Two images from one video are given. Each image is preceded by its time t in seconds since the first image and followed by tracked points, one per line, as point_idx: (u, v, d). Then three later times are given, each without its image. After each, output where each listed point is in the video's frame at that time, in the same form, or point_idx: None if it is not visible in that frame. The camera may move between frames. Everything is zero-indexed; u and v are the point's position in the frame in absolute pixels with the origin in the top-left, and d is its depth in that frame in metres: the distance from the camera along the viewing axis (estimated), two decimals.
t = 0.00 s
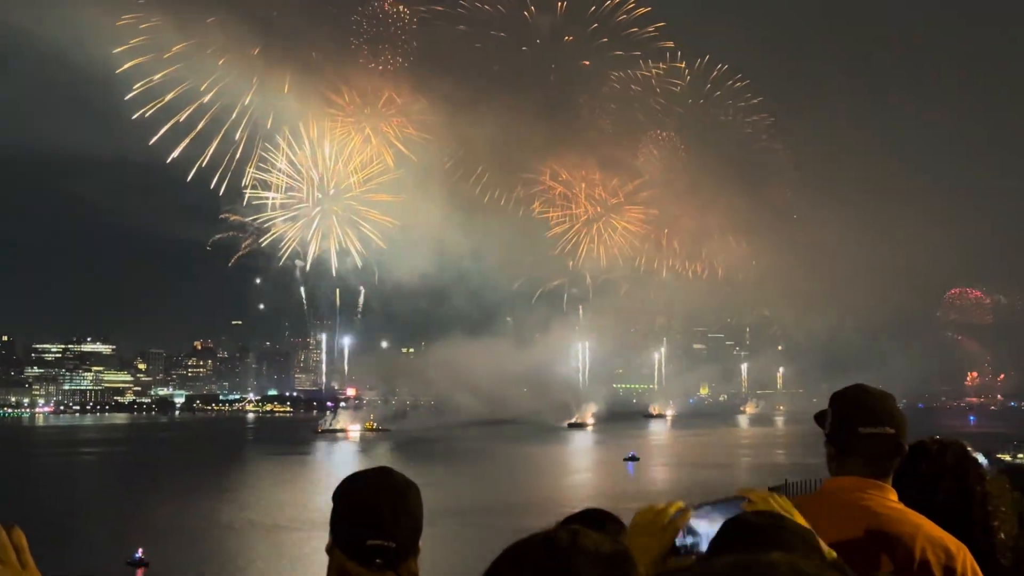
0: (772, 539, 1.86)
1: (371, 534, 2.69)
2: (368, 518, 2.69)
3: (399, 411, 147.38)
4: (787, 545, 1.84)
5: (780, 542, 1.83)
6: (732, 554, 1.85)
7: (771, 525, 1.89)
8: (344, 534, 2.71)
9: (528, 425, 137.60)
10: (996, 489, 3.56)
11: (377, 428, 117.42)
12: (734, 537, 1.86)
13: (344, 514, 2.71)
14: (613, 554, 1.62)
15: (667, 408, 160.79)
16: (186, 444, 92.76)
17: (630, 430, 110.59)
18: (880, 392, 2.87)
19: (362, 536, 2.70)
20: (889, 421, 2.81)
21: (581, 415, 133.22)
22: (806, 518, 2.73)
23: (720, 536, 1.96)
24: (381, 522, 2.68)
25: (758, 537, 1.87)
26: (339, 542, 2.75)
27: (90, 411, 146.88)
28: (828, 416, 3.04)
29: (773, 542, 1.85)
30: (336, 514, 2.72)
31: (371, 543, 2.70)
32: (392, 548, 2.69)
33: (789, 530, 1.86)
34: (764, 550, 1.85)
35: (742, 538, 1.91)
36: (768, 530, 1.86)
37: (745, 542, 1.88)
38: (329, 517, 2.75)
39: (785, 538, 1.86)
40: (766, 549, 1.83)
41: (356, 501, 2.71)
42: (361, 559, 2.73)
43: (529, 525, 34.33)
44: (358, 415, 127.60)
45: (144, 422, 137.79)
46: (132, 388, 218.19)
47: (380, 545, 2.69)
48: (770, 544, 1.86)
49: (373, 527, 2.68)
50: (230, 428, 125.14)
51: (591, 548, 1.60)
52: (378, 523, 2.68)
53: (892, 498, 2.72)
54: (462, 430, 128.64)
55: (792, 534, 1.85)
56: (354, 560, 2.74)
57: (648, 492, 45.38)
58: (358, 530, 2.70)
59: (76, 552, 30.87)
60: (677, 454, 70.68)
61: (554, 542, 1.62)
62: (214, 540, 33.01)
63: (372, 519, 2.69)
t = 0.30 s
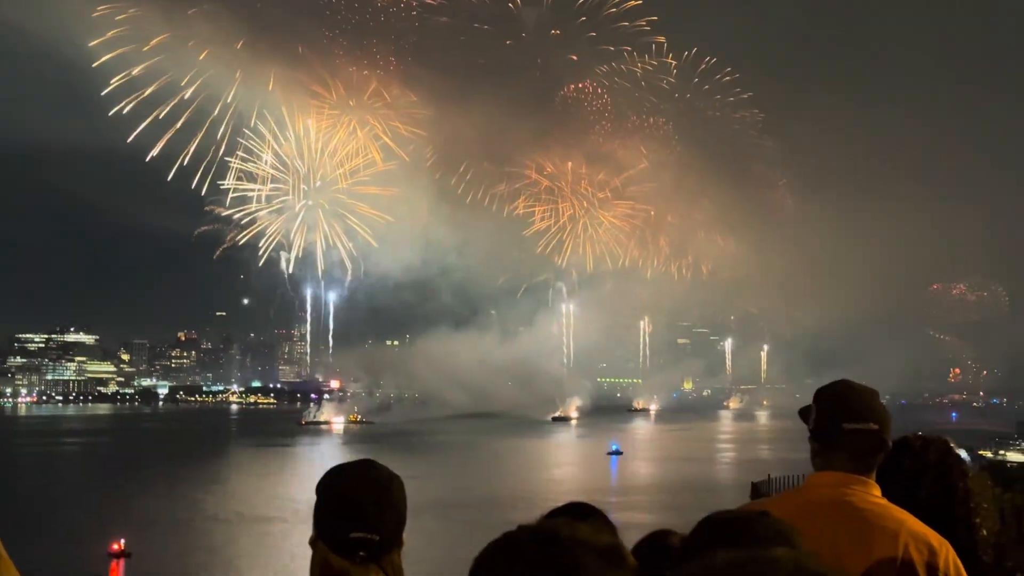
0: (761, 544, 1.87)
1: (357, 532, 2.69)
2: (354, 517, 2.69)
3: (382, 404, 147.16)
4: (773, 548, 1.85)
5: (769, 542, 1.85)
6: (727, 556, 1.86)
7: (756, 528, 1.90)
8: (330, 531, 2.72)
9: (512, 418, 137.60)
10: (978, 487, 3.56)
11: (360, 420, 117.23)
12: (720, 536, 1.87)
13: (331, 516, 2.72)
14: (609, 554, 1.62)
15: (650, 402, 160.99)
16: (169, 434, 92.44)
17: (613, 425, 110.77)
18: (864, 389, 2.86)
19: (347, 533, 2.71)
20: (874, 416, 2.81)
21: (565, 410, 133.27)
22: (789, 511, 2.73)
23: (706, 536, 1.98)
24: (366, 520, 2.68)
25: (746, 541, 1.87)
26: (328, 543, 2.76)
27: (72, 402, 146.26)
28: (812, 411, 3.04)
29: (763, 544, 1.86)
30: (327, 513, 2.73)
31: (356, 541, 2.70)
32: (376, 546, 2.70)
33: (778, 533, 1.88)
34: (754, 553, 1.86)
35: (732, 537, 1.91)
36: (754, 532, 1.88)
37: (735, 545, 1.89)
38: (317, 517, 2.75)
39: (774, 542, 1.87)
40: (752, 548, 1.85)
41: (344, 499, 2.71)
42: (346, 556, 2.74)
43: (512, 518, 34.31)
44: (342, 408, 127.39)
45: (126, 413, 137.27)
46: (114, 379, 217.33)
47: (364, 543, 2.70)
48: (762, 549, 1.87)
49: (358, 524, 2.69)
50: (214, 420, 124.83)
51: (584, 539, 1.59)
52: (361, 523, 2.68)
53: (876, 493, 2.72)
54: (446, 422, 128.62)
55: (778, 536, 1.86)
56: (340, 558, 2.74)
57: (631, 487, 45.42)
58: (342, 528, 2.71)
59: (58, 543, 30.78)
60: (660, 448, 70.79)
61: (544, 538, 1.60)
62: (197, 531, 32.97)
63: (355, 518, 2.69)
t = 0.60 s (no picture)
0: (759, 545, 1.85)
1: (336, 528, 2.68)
2: (332, 513, 2.68)
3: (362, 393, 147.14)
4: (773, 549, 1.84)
5: (766, 545, 1.83)
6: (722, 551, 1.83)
7: (752, 525, 1.88)
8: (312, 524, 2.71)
9: (492, 409, 137.80)
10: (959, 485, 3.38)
11: (340, 409, 117.24)
12: (702, 534, 1.85)
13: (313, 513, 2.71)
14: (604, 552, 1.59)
15: (629, 395, 161.45)
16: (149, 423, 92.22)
17: (592, 417, 110.94)
18: (847, 385, 2.80)
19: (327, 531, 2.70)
20: (857, 415, 2.75)
21: (546, 402, 133.40)
22: (769, 508, 2.67)
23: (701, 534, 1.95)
24: (348, 516, 2.68)
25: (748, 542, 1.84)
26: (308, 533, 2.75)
27: (51, 390, 145.75)
28: (798, 408, 2.98)
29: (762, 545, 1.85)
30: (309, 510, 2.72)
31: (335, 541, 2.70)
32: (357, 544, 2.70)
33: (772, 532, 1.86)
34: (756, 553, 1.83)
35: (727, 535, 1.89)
36: (751, 531, 1.85)
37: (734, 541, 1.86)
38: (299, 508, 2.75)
39: (767, 547, 1.85)
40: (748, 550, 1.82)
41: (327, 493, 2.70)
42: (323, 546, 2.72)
43: (494, 509, 34.33)
44: (322, 397, 127.45)
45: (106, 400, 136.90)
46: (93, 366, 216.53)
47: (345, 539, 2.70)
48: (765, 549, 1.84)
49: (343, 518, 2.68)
50: (193, 408, 124.57)
51: (578, 531, 1.58)
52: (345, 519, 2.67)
53: (859, 490, 2.66)
54: (426, 412, 128.70)
55: (777, 535, 1.85)
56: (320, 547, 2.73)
57: (611, 478, 45.46)
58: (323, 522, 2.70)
59: (36, 531, 30.69)
60: (639, 441, 70.98)
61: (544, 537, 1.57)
62: (177, 520, 32.87)
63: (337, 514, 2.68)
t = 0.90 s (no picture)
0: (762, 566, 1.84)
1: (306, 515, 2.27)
2: (299, 496, 2.27)
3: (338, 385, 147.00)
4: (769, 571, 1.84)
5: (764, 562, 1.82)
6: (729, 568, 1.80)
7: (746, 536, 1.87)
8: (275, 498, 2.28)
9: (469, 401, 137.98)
10: (941, 482, 3.21)
11: (316, 401, 117.16)
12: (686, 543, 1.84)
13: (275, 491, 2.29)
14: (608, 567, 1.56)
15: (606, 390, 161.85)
16: (125, 413, 92.00)
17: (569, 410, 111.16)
18: (833, 388, 2.77)
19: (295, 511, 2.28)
20: (842, 415, 2.72)
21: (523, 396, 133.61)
22: (751, 510, 2.63)
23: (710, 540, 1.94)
24: (320, 501, 2.24)
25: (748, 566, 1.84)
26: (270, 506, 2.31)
27: (25, 380, 145.09)
28: (780, 409, 2.96)
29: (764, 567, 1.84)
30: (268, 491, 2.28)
31: (306, 520, 2.28)
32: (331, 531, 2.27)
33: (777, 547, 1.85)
34: None
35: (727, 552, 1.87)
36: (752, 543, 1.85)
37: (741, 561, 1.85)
38: (256, 481, 2.30)
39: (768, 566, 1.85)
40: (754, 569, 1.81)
41: (298, 473, 2.29)
42: (285, 521, 2.30)
43: (472, 502, 34.34)
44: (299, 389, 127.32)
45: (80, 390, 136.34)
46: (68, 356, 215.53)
47: (312, 525, 2.28)
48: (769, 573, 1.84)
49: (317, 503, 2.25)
50: (169, 398, 124.30)
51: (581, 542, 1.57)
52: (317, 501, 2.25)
53: (843, 492, 2.66)
54: (402, 405, 128.84)
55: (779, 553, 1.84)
56: (283, 530, 2.30)
57: (589, 472, 45.52)
58: (286, 504, 2.29)
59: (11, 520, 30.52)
60: (616, 435, 71.18)
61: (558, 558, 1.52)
62: (155, 511, 32.69)
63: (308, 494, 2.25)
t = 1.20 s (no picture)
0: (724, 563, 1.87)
1: (292, 512, 2.23)
2: (285, 496, 2.22)
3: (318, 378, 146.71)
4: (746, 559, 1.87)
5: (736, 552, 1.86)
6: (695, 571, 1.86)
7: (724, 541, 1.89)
8: (248, 506, 2.22)
9: (449, 395, 137.97)
10: (923, 479, 3.18)
11: (296, 393, 116.94)
12: (681, 548, 1.81)
13: (254, 487, 2.25)
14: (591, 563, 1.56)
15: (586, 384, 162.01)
16: (102, 404, 91.68)
17: (550, 403, 111.35)
18: (817, 386, 2.77)
19: (280, 507, 2.22)
20: (827, 416, 2.71)
21: (503, 389, 133.67)
22: (732, 512, 2.64)
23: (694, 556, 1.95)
24: (306, 501, 2.23)
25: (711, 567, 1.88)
26: (240, 514, 2.24)
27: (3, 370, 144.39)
28: (762, 409, 2.94)
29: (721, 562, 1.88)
30: (251, 484, 2.24)
31: (298, 520, 2.22)
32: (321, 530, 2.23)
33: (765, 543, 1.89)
34: None
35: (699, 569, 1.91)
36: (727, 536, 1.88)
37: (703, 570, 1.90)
38: (228, 490, 2.24)
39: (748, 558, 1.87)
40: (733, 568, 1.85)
41: (280, 474, 2.24)
42: (264, 528, 2.22)
43: (449, 495, 34.34)
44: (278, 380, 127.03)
45: (59, 380, 135.91)
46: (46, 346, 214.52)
47: (304, 524, 2.22)
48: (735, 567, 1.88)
49: (301, 500, 2.22)
50: (148, 389, 123.90)
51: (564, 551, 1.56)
52: (301, 501, 2.22)
53: (828, 491, 2.65)
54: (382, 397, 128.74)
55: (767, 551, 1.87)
56: (260, 536, 2.21)
57: (568, 465, 45.56)
58: (269, 507, 2.22)
59: None
60: (595, 429, 71.28)
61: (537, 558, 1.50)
62: (131, 502, 32.63)
63: (296, 495, 2.22)
